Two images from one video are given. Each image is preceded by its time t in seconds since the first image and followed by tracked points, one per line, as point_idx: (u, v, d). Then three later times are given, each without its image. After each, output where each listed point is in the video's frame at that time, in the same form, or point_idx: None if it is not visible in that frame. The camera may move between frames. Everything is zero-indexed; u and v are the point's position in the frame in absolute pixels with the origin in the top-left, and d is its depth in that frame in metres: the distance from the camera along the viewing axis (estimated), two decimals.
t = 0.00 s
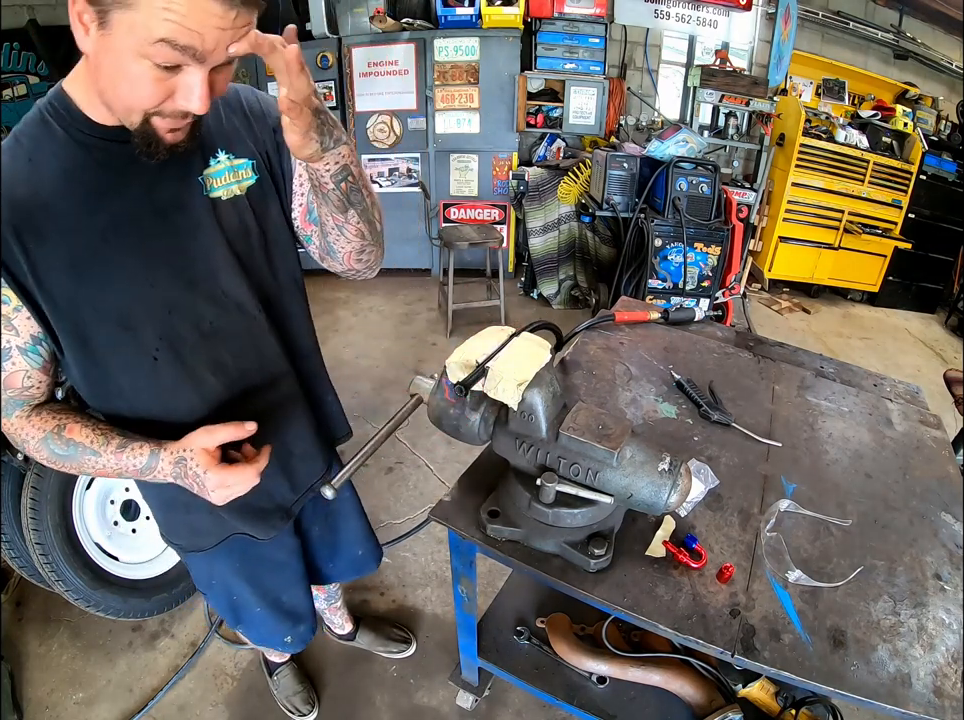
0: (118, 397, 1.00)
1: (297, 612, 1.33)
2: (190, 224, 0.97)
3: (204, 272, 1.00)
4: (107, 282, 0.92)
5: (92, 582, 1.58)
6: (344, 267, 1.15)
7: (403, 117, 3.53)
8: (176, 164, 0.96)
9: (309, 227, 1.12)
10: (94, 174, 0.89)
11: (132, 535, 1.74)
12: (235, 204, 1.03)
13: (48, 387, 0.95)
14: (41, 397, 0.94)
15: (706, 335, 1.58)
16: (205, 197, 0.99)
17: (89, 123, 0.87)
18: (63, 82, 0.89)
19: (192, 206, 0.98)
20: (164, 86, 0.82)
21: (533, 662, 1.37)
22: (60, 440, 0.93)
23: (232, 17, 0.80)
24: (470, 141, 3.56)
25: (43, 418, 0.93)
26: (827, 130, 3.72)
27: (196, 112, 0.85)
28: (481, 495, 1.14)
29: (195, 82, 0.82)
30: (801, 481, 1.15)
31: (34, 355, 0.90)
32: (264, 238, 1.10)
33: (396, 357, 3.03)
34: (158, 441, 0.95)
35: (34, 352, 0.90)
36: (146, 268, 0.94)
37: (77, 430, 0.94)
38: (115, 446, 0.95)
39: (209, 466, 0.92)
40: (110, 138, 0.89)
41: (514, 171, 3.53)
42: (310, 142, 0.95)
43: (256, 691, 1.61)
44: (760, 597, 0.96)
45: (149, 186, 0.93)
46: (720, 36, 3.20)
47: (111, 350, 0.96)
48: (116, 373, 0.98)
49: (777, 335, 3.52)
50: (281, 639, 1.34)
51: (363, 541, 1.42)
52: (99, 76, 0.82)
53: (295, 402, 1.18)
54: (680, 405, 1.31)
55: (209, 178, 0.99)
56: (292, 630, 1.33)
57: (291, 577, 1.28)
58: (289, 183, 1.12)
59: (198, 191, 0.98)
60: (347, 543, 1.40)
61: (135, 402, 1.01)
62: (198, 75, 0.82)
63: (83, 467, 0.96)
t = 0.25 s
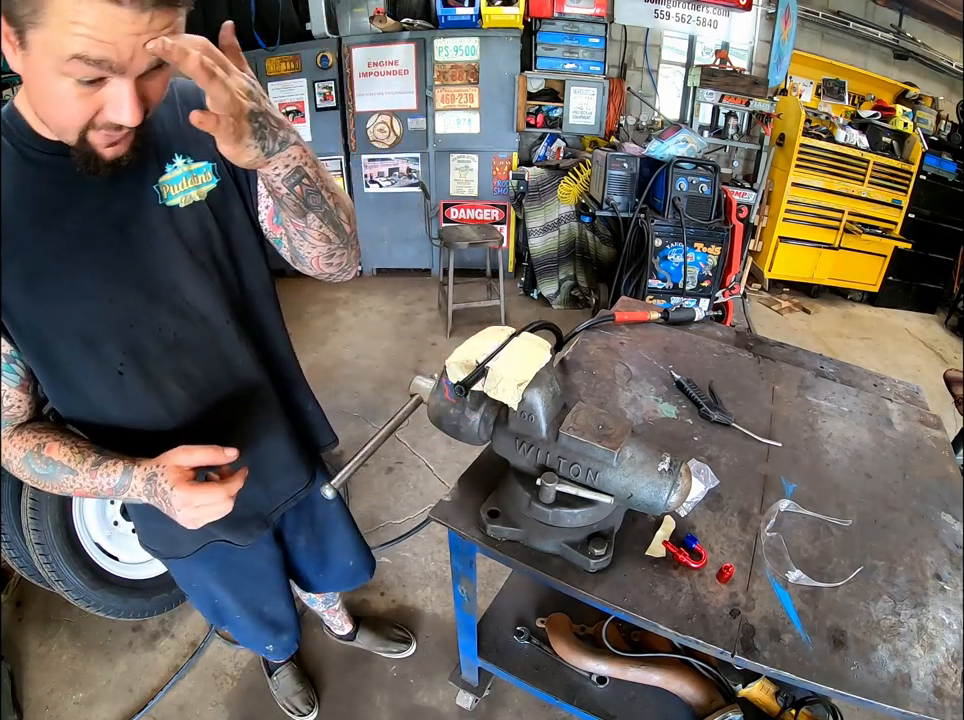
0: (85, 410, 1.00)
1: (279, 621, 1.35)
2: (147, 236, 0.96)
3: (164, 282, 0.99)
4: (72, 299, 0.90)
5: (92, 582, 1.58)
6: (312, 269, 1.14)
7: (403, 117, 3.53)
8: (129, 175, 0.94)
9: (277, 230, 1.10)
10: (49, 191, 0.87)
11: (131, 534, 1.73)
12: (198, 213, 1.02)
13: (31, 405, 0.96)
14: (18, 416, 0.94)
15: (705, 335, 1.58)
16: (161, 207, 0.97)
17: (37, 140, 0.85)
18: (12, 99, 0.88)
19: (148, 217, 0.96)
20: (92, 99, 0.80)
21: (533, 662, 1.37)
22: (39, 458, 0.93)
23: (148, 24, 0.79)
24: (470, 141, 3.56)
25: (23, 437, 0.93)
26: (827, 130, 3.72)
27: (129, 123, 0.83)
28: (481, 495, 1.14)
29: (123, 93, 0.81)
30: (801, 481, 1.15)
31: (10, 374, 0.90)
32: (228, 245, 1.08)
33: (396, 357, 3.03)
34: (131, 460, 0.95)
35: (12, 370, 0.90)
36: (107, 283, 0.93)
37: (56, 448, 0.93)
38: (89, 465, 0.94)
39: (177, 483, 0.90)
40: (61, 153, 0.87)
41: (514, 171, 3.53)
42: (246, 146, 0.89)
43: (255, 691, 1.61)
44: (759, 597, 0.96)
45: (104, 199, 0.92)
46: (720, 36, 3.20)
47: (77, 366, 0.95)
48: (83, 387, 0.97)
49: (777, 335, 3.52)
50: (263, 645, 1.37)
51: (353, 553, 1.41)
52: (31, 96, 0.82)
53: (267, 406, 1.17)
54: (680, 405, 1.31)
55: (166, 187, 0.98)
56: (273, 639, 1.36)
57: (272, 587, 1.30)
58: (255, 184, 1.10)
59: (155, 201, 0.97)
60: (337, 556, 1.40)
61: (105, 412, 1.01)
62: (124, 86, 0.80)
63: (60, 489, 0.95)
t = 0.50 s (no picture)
0: (62, 428, 0.99)
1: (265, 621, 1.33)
2: (119, 256, 0.96)
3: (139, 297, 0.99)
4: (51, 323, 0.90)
5: (92, 582, 1.58)
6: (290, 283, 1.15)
7: (403, 117, 3.52)
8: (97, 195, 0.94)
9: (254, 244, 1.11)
10: (19, 215, 0.86)
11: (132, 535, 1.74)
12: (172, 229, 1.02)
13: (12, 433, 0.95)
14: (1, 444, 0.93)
15: (705, 335, 1.58)
16: (133, 224, 0.97)
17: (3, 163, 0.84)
18: None
19: (120, 235, 0.96)
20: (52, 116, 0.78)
21: (533, 662, 1.37)
22: (25, 491, 0.92)
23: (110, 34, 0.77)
24: (470, 141, 3.56)
25: (10, 468, 0.92)
26: (827, 130, 3.72)
27: (92, 139, 0.81)
28: (481, 495, 1.14)
29: (85, 108, 0.79)
30: (801, 481, 1.15)
31: None
32: (200, 259, 1.08)
33: (396, 357, 3.03)
34: (125, 500, 0.93)
35: None
36: (83, 304, 0.93)
37: (42, 482, 0.93)
38: (78, 504, 0.93)
39: (173, 533, 0.89)
40: (27, 174, 0.86)
41: (514, 171, 3.53)
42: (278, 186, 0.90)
43: (256, 691, 1.61)
44: (760, 597, 0.96)
45: (75, 220, 0.92)
46: (720, 36, 3.19)
47: (55, 388, 0.94)
48: (60, 408, 0.97)
49: (778, 335, 3.52)
50: (247, 644, 1.34)
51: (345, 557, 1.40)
52: None
53: (244, 418, 1.16)
54: (680, 405, 1.31)
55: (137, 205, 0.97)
56: (258, 638, 1.33)
57: (257, 586, 1.28)
58: (233, 199, 1.10)
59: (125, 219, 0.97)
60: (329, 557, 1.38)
61: (85, 431, 1.01)
62: (85, 99, 0.78)
63: (49, 520, 0.95)
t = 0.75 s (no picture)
0: (92, 441, 0.95)
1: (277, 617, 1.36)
2: (157, 256, 0.95)
3: (158, 303, 0.95)
4: (83, 326, 0.87)
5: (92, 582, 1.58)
6: (305, 351, 1.02)
7: (403, 117, 3.52)
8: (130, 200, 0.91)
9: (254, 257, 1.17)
10: (59, 207, 0.84)
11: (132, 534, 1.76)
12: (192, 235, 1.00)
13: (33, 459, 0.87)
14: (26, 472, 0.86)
15: (705, 335, 1.58)
16: (170, 228, 0.96)
17: (49, 153, 0.82)
18: None
19: (157, 239, 0.95)
20: (135, 71, 0.75)
21: (533, 662, 1.37)
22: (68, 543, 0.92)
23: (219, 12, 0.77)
24: (470, 141, 3.56)
25: (49, 517, 0.90)
26: (827, 130, 3.72)
27: (176, 105, 0.80)
28: (481, 495, 1.14)
29: (168, 76, 0.77)
30: (801, 481, 1.15)
31: (11, 413, 0.83)
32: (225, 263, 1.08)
33: (396, 357, 3.03)
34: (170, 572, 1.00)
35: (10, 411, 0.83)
36: (121, 302, 0.90)
37: (88, 538, 0.93)
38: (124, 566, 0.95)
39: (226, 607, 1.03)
40: (73, 167, 0.84)
41: (514, 171, 3.53)
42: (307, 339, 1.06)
43: (256, 691, 1.61)
44: (759, 597, 0.96)
45: (111, 218, 0.89)
46: (720, 35, 3.20)
47: (78, 395, 0.90)
48: (90, 420, 0.93)
49: (778, 335, 3.53)
50: (257, 650, 1.35)
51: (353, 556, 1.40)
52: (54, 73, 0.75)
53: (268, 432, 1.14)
54: (680, 405, 1.31)
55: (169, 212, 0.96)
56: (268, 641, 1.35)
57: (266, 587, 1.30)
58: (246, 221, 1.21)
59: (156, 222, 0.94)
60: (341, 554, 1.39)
61: (102, 447, 0.95)
62: (178, 66, 0.76)
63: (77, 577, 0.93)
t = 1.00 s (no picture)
0: (303, 321, 1.13)
1: (388, 572, 1.52)
2: (377, 189, 1.11)
3: (292, 274, 1.07)
4: (282, 252, 1.05)
5: (92, 581, 1.58)
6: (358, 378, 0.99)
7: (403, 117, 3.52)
8: (307, 193, 1.04)
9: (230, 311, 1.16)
10: (282, 150, 1.00)
11: (132, 534, 1.77)
12: (357, 229, 1.10)
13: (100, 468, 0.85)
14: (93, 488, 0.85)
15: (705, 335, 1.58)
16: (387, 173, 1.11)
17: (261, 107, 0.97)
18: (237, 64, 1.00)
19: (371, 181, 1.10)
20: (334, 78, 0.84)
21: (533, 662, 1.37)
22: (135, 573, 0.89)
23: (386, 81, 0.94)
24: (470, 141, 3.55)
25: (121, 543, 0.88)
26: (826, 130, 3.72)
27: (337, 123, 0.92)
28: (481, 495, 1.14)
29: (340, 98, 0.88)
30: (801, 481, 1.15)
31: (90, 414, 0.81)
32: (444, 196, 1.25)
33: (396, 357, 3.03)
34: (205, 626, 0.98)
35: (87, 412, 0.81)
36: (318, 229, 1.06)
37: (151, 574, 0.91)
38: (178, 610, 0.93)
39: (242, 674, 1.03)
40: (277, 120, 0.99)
41: (514, 171, 3.52)
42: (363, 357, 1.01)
43: (255, 691, 1.61)
44: (759, 597, 0.96)
45: (325, 164, 1.04)
46: (720, 36, 3.20)
47: (275, 292, 1.08)
48: (295, 307, 1.11)
49: (777, 335, 3.52)
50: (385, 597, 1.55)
51: (433, 506, 1.53)
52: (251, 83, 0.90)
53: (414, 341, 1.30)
54: (679, 405, 1.31)
55: (350, 210, 1.08)
56: (394, 589, 1.54)
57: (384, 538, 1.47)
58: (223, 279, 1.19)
59: (319, 212, 1.05)
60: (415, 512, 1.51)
61: (294, 332, 1.14)
62: (338, 98, 0.88)
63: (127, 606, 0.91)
